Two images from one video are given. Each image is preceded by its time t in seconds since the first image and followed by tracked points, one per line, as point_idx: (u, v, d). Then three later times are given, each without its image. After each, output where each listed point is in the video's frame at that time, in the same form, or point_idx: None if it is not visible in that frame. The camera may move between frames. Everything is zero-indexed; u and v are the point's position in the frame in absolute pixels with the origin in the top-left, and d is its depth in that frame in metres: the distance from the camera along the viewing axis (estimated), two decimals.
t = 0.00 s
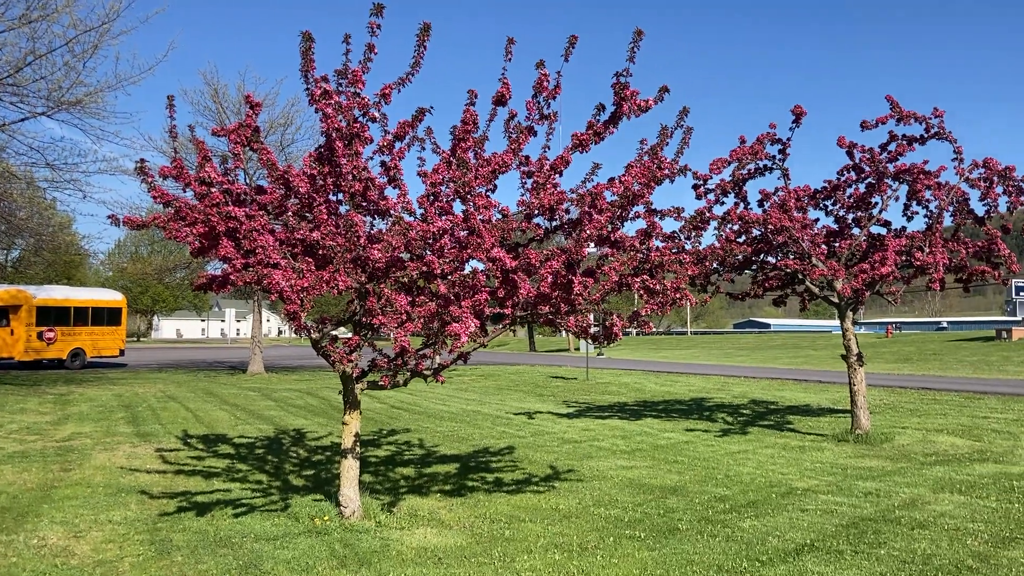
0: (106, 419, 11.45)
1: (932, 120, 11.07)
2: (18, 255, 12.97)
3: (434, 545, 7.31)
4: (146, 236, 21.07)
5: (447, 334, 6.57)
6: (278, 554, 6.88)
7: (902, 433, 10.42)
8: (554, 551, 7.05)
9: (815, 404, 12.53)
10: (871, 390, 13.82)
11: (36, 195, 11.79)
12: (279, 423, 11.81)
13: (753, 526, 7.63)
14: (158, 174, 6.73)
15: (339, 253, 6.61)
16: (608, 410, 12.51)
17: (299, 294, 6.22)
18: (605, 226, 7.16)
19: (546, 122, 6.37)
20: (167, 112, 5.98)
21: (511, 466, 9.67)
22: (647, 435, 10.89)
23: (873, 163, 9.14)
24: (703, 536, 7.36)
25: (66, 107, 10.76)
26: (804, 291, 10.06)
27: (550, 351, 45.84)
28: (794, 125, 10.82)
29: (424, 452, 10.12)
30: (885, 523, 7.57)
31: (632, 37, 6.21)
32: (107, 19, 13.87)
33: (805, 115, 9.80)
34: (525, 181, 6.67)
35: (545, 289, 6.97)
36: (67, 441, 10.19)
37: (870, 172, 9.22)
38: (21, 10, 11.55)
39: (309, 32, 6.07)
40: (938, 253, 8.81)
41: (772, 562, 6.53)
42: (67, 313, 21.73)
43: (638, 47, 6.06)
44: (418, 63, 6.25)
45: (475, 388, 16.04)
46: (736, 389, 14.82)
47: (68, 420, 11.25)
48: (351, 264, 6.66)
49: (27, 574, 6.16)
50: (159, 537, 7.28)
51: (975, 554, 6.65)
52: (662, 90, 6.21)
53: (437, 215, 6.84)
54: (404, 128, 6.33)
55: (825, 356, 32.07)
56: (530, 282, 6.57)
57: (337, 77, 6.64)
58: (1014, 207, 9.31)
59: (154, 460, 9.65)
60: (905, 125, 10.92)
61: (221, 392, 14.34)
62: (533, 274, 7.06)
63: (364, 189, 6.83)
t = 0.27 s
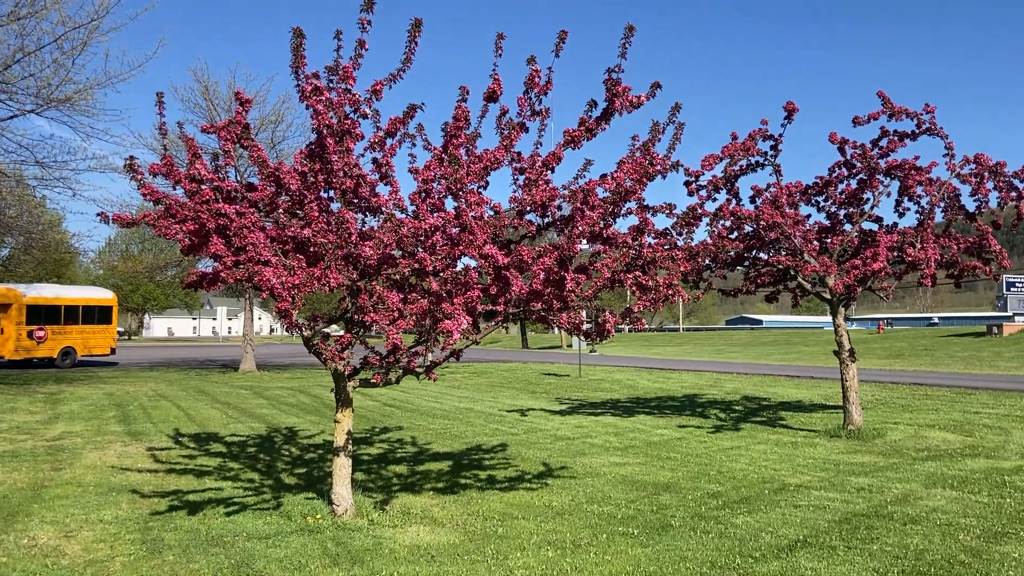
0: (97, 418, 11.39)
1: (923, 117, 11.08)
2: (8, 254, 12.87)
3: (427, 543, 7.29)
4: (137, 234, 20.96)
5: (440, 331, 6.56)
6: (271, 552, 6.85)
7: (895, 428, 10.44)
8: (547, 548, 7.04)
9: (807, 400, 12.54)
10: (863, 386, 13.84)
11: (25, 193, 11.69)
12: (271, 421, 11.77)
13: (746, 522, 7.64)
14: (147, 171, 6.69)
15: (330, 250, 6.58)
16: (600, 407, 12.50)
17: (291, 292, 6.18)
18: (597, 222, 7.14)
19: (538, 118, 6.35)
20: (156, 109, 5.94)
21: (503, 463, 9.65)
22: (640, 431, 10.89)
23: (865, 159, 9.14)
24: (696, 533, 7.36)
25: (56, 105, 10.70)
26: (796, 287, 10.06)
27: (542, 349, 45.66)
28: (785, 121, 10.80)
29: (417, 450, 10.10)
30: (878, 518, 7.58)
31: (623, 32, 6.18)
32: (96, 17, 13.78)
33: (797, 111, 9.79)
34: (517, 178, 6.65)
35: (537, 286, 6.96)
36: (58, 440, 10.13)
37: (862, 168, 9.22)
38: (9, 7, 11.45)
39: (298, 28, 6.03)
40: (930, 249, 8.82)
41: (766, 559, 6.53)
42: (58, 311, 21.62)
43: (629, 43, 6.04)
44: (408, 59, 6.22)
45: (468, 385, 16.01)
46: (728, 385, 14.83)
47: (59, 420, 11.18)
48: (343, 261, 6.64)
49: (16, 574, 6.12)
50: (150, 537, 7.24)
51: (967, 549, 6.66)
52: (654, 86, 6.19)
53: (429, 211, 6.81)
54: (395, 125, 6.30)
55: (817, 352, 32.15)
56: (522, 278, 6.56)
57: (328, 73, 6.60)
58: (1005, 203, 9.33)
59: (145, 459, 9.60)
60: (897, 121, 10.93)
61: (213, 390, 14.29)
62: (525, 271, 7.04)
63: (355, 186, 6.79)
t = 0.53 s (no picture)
0: (92, 417, 11.38)
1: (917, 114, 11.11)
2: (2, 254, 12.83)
3: (423, 541, 7.30)
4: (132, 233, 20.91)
5: (435, 329, 6.56)
6: (267, 551, 6.85)
7: (889, 425, 10.47)
8: (543, 546, 7.04)
9: (802, 397, 12.57)
10: (858, 382, 13.87)
11: (19, 192, 11.65)
12: (267, 420, 11.76)
13: (741, 519, 7.65)
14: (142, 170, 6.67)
15: (325, 249, 6.57)
16: (596, 404, 12.51)
17: (286, 290, 6.18)
18: (592, 220, 7.15)
19: (533, 116, 6.35)
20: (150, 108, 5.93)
21: (499, 461, 9.65)
22: (635, 429, 10.90)
23: (859, 156, 9.16)
24: (692, 530, 7.37)
25: (50, 104, 10.68)
26: (791, 285, 10.08)
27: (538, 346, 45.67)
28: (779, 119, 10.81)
29: (413, 448, 10.10)
30: (873, 515, 7.60)
31: (618, 30, 6.19)
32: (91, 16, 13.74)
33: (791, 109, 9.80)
34: (512, 176, 6.65)
35: (532, 284, 6.96)
36: (53, 439, 10.11)
37: (856, 165, 9.23)
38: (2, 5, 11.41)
39: (293, 27, 6.03)
40: (924, 246, 8.84)
41: (761, 555, 6.55)
42: (52, 310, 21.57)
43: (624, 41, 6.04)
44: (403, 58, 6.21)
45: (464, 383, 16.02)
46: (724, 382, 14.85)
47: (54, 419, 11.15)
48: (338, 259, 6.63)
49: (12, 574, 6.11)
50: (146, 536, 7.24)
51: (962, 545, 6.68)
52: (648, 84, 6.20)
53: (424, 210, 6.82)
54: (390, 123, 6.30)
55: (813, 349, 32.21)
56: (517, 276, 6.56)
57: (322, 72, 6.59)
58: (998, 200, 9.36)
59: (140, 459, 9.59)
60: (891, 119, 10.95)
61: (209, 389, 14.28)
62: (520, 269, 7.05)
63: (350, 185, 6.79)
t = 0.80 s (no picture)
0: (88, 417, 11.36)
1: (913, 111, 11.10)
2: None
3: (420, 539, 7.28)
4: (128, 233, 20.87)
5: (431, 327, 6.54)
6: (263, 550, 6.83)
7: (887, 421, 10.45)
8: (540, 544, 7.02)
9: (800, 394, 12.55)
10: (855, 379, 13.87)
11: (14, 191, 11.61)
12: (264, 419, 11.73)
13: (738, 517, 7.64)
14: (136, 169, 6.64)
15: (321, 247, 6.55)
16: (593, 402, 12.49)
17: (281, 289, 6.16)
18: (588, 218, 7.14)
19: (528, 114, 6.33)
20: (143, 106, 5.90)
21: (496, 459, 9.63)
22: (632, 427, 10.88)
23: (856, 153, 9.13)
24: (689, 527, 7.36)
25: (44, 102, 10.64)
26: (788, 282, 10.06)
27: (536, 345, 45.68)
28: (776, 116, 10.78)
29: (410, 446, 10.08)
30: (870, 511, 7.59)
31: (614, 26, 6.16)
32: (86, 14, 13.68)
33: (788, 105, 9.76)
34: (507, 173, 6.63)
35: (528, 282, 6.94)
36: (48, 439, 10.08)
37: (853, 162, 9.20)
38: None
39: (287, 24, 6.00)
40: (921, 243, 8.82)
41: (758, 553, 6.53)
42: (49, 310, 21.53)
43: (619, 37, 6.02)
44: (398, 55, 6.19)
45: (461, 381, 16.00)
46: (721, 380, 14.84)
47: (50, 419, 11.12)
48: (334, 258, 6.61)
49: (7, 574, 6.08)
50: (141, 535, 7.22)
51: (959, 541, 6.66)
52: (644, 80, 6.19)
53: (420, 208, 6.80)
54: (385, 121, 6.28)
55: (811, 347, 32.22)
56: (513, 274, 6.54)
57: (317, 70, 6.56)
58: (995, 196, 9.34)
59: (136, 458, 9.56)
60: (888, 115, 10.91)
61: (205, 388, 14.25)
62: (516, 267, 7.02)
63: (345, 182, 6.76)
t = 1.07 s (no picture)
0: (87, 417, 11.37)
1: (911, 109, 11.10)
2: None
3: (418, 538, 7.29)
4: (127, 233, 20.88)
5: (429, 327, 6.55)
6: (262, 550, 6.84)
7: (885, 420, 10.46)
8: (539, 543, 7.03)
9: (798, 393, 12.56)
10: (854, 378, 13.87)
11: (12, 191, 11.62)
12: (263, 419, 11.73)
13: (736, 515, 7.64)
14: (134, 169, 6.64)
15: (319, 247, 6.55)
16: (591, 402, 12.49)
17: (279, 289, 6.17)
18: (586, 217, 7.15)
19: (526, 114, 6.35)
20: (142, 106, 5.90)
21: (495, 458, 9.64)
22: (631, 426, 10.89)
23: (854, 152, 9.13)
24: (687, 526, 7.36)
25: (43, 103, 10.63)
26: (787, 281, 10.06)
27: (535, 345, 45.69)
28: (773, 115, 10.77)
29: (409, 446, 10.09)
30: (868, 510, 7.60)
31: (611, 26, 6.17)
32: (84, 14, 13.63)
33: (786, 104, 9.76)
34: (505, 173, 6.64)
35: (526, 281, 6.94)
36: (47, 440, 10.09)
37: (851, 161, 9.20)
38: None
39: (285, 25, 6.01)
40: (919, 242, 8.83)
41: (756, 551, 6.54)
42: (47, 310, 21.52)
43: (617, 37, 6.03)
44: (396, 55, 6.20)
45: (459, 381, 16.01)
46: (720, 379, 14.85)
47: (49, 419, 11.13)
48: (332, 258, 6.62)
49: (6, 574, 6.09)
50: (140, 535, 7.22)
51: (957, 540, 6.67)
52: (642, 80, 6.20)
53: (418, 208, 6.81)
54: (383, 121, 6.29)
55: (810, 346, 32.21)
56: (511, 274, 6.55)
57: (315, 70, 6.57)
58: (993, 195, 9.35)
59: (135, 458, 9.57)
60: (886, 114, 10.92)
61: (204, 388, 14.26)
62: (514, 267, 7.03)
63: (344, 182, 6.77)
